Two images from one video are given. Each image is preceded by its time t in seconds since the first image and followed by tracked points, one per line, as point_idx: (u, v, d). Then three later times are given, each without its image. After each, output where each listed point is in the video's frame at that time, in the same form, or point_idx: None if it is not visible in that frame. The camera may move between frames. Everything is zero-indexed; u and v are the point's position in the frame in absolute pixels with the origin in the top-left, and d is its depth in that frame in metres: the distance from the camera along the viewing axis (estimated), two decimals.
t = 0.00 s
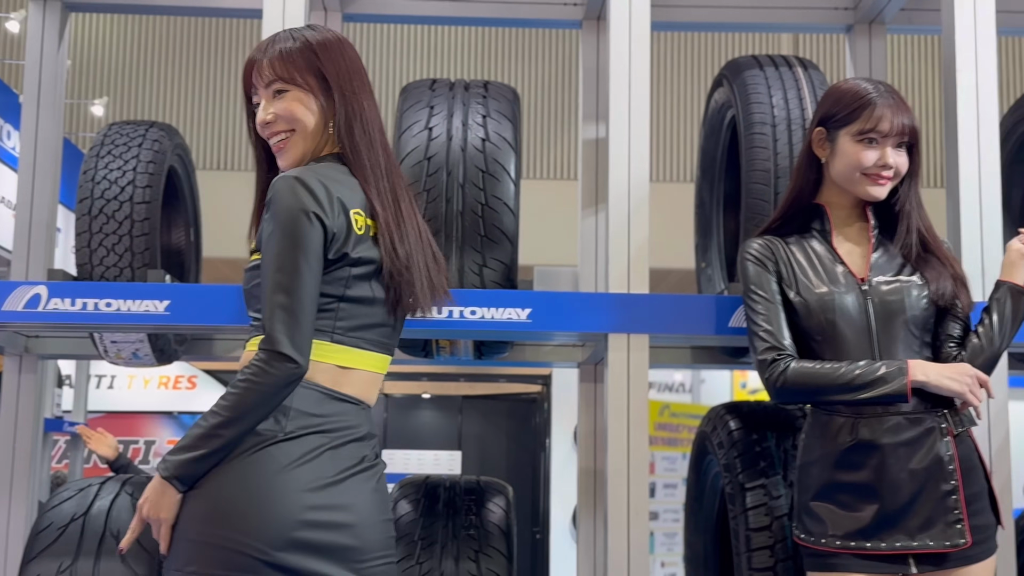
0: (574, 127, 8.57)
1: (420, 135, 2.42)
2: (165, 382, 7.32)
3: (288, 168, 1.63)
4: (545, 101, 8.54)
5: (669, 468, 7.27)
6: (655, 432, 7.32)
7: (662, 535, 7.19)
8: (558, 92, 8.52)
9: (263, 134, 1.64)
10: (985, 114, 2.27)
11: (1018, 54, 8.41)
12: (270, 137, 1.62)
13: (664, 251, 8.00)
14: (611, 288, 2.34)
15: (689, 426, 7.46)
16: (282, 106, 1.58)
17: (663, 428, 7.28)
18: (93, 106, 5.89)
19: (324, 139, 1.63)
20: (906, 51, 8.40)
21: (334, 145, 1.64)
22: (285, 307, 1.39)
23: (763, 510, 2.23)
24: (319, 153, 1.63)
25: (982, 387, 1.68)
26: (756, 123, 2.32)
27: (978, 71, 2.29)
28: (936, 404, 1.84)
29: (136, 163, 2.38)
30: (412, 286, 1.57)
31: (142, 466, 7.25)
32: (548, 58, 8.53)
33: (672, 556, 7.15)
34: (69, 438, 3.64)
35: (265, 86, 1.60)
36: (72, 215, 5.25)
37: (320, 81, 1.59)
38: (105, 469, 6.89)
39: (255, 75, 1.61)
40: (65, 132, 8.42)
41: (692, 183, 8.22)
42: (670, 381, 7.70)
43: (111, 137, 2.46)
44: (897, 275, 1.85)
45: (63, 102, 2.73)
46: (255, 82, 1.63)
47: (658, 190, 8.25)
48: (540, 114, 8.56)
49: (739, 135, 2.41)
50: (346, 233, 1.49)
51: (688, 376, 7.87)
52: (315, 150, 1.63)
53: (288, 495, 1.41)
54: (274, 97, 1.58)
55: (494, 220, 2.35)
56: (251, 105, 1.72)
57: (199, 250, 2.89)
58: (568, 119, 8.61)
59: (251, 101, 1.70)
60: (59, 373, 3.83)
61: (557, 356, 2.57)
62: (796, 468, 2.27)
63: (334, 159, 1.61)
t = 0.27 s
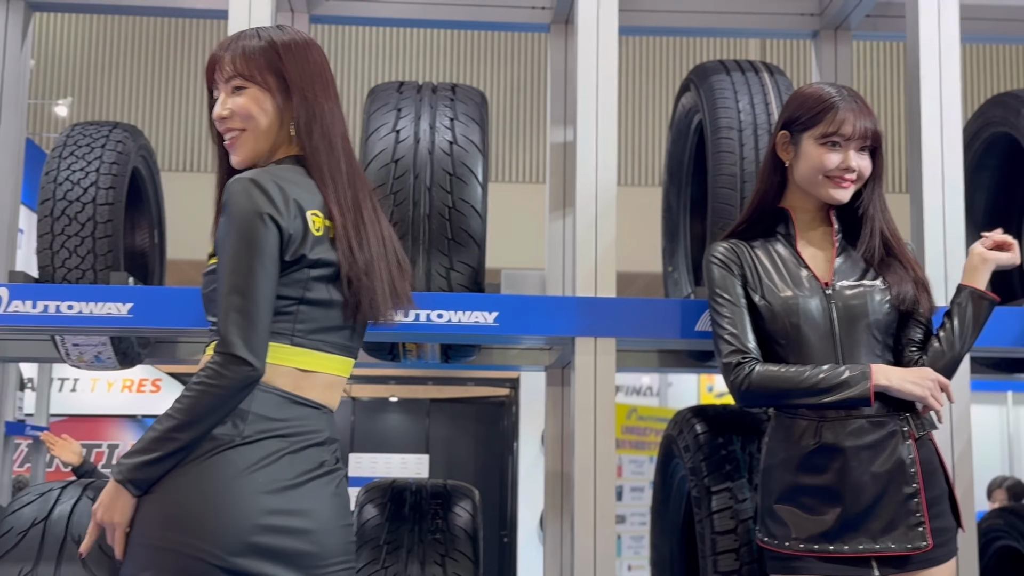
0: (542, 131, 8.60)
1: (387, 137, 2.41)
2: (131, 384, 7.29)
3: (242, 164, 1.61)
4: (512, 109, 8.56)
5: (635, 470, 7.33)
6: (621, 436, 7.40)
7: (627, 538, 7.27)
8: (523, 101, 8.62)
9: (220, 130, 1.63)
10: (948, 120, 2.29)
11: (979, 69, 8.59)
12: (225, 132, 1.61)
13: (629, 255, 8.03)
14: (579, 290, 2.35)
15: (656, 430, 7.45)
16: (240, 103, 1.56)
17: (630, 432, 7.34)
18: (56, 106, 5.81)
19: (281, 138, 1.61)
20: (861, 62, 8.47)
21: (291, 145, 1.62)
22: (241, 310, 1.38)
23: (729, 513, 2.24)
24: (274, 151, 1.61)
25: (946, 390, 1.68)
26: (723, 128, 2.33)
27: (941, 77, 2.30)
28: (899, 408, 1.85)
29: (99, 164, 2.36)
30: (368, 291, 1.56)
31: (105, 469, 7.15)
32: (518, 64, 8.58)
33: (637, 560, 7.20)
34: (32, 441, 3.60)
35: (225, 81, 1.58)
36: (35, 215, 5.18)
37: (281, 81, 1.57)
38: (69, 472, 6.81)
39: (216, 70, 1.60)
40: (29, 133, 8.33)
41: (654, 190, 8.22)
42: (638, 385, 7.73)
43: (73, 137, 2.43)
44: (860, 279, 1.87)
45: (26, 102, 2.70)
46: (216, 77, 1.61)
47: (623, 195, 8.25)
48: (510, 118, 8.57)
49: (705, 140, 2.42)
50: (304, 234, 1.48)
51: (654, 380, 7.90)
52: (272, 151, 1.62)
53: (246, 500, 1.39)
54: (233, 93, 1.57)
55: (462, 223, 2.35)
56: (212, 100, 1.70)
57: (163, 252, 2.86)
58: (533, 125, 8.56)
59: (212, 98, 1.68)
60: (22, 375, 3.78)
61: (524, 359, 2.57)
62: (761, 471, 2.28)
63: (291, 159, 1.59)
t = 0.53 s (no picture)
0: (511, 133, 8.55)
1: (352, 139, 2.40)
2: (93, 387, 7.05)
3: (203, 168, 1.61)
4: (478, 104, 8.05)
5: (602, 472, 7.33)
6: (587, 438, 7.39)
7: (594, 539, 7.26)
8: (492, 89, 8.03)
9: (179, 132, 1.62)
10: (909, 124, 2.31)
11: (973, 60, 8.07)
12: (185, 135, 1.60)
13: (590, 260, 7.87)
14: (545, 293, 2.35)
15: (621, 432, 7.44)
16: (197, 105, 1.56)
17: (596, 435, 7.35)
18: (19, 105, 5.73)
19: (239, 140, 1.60)
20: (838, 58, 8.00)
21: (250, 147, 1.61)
22: (199, 311, 1.38)
23: (692, 515, 2.25)
24: (233, 153, 1.60)
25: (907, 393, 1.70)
26: (688, 131, 2.34)
27: (903, 82, 2.32)
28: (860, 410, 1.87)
29: (60, 164, 2.34)
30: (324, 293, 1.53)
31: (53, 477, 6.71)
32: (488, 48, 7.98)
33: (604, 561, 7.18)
34: None
35: (183, 83, 1.58)
36: None
37: (238, 82, 1.57)
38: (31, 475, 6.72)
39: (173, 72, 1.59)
40: None
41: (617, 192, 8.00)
42: (605, 387, 7.69)
43: (34, 137, 2.41)
44: (823, 283, 1.88)
45: None
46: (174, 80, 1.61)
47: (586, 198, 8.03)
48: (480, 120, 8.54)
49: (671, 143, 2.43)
50: (261, 234, 1.47)
51: (622, 381, 7.74)
52: (230, 151, 1.61)
53: (203, 502, 1.37)
54: (190, 95, 1.56)
55: (427, 225, 2.35)
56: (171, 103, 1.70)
57: (125, 253, 2.84)
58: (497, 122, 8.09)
59: (171, 100, 1.68)
60: None
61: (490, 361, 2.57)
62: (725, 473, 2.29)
63: (249, 160, 1.58)
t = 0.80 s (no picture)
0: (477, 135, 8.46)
1: (317, 138, 2.39)
2: (55, 388, 6.92)
3: (161, 166, 1.58)
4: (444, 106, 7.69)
5: (568, 474, 7.28)
6: (552, 439, 7.29)
7: (559, 540, 7.21)
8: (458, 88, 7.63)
9: (136, 129, 1.59)
10: (871, 127, 2.33)
11: (953, 62, 7.71)
12: (142, 133, 1.57)
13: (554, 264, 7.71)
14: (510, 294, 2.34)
15: (587, 433, 7.44)
16: (156, 103, 1.53)
17: (561, 436, 7.25)
18: None
19: (198, 137, 1.57)
20: (800, 64, 7.77)
21: (209, 144, 1.59)
22: (154, 310, 1.35)
23: (656, 515, 2.26)
24: (191, 150, 1.57)
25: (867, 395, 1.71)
26: (653, 132, 2.34)
27: (865, 85, 2.34)
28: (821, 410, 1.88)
29: (19, 162, 2.31)
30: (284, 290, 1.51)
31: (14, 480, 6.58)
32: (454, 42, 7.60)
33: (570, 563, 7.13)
34: None
35: (140, 81, 1.55)
36: None
37: (196, 79, 1.54)
38: None
39: (130, 68, 1.56)
40: None
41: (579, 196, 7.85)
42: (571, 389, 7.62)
43: None
44: (785, 284, 1.89)
45: None
46: (130, 77, 1.58)
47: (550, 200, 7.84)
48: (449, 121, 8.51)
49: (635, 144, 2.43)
50: (219, 231, 1.44)
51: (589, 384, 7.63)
52: (189, 148, 1.57)
53: (161, 503, 1.34)
54: (149, 93, 1.53)
55: (392, 225, 2.34)
56: (127, 100, 1.67)
57: (86, 253, 2.81)
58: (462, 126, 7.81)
59: (127, 97, 1.65)
60: None
61: (455, 362, 2.56)
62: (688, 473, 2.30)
63: (207, 158, 1.56)
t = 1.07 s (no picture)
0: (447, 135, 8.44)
1: (281, 135, 2.38)
2: (14, 387, 6.81)
3: (123, 163, 1.54)
4: (410, 106, 7.58)
5: (532, 473, 7.16)
6: (517, 438, 7.15)
7: (524, 538, 7.08)
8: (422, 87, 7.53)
9: (96, 124, 1.55)
10: (834, 128, 2.34)
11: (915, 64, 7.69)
12: (103, 128, 1.53)
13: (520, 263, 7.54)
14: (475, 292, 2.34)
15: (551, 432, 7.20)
16: (117, 99, 1.49)
17: (527, 435, 7.12)
18: None
19: (161, 133, 1.53)
20: (769, 66, 7.72)
21: (172, 141, 1.55)
22: (119, 308, 1.33)
23: (620, 513, 2.27)
24: (153, 147, 1.53)
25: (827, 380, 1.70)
26: (618, 132, 2.35)
27: (829, 85, 2.35)
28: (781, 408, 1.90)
29: None
30: (250, 288, 1.49)
31: None
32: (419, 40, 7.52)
33: (535, 563, 7.05)
34: None
35: (100, 76, 1.50)
36: None
37: (158, 74, 1.50)
38: None
39: (90, 63, 1.52)
40: None
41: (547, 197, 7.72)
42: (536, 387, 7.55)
43: None
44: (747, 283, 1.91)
45: None
46: (90, 71, 1.53)
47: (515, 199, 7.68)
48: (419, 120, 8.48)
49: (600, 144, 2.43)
50: (184, 229, 1.41)
51: (553, 382, 7.62)
52: (150, 145, 1.53)
53: (125, 504, 1.33)
54: (109, 89, 1.49)
55: (357, 223, 2.33)
56: (87, 93, 1.63)
57: (46, 251, 2.78)
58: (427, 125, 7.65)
59: (87, 91, 1.60)
60: None
61: (420, 360, 2.55)
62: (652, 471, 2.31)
63: (170, 154, 1.52)
